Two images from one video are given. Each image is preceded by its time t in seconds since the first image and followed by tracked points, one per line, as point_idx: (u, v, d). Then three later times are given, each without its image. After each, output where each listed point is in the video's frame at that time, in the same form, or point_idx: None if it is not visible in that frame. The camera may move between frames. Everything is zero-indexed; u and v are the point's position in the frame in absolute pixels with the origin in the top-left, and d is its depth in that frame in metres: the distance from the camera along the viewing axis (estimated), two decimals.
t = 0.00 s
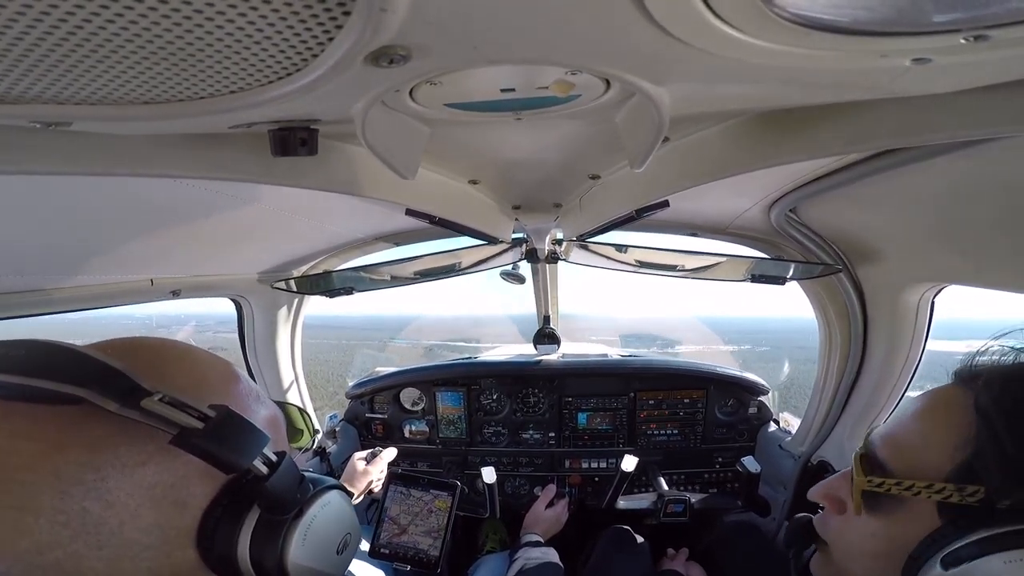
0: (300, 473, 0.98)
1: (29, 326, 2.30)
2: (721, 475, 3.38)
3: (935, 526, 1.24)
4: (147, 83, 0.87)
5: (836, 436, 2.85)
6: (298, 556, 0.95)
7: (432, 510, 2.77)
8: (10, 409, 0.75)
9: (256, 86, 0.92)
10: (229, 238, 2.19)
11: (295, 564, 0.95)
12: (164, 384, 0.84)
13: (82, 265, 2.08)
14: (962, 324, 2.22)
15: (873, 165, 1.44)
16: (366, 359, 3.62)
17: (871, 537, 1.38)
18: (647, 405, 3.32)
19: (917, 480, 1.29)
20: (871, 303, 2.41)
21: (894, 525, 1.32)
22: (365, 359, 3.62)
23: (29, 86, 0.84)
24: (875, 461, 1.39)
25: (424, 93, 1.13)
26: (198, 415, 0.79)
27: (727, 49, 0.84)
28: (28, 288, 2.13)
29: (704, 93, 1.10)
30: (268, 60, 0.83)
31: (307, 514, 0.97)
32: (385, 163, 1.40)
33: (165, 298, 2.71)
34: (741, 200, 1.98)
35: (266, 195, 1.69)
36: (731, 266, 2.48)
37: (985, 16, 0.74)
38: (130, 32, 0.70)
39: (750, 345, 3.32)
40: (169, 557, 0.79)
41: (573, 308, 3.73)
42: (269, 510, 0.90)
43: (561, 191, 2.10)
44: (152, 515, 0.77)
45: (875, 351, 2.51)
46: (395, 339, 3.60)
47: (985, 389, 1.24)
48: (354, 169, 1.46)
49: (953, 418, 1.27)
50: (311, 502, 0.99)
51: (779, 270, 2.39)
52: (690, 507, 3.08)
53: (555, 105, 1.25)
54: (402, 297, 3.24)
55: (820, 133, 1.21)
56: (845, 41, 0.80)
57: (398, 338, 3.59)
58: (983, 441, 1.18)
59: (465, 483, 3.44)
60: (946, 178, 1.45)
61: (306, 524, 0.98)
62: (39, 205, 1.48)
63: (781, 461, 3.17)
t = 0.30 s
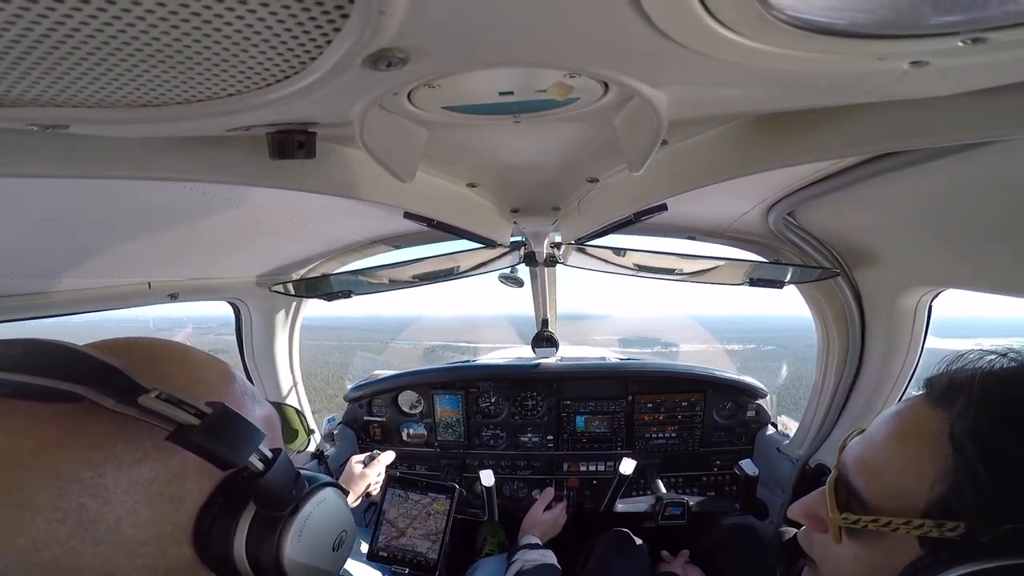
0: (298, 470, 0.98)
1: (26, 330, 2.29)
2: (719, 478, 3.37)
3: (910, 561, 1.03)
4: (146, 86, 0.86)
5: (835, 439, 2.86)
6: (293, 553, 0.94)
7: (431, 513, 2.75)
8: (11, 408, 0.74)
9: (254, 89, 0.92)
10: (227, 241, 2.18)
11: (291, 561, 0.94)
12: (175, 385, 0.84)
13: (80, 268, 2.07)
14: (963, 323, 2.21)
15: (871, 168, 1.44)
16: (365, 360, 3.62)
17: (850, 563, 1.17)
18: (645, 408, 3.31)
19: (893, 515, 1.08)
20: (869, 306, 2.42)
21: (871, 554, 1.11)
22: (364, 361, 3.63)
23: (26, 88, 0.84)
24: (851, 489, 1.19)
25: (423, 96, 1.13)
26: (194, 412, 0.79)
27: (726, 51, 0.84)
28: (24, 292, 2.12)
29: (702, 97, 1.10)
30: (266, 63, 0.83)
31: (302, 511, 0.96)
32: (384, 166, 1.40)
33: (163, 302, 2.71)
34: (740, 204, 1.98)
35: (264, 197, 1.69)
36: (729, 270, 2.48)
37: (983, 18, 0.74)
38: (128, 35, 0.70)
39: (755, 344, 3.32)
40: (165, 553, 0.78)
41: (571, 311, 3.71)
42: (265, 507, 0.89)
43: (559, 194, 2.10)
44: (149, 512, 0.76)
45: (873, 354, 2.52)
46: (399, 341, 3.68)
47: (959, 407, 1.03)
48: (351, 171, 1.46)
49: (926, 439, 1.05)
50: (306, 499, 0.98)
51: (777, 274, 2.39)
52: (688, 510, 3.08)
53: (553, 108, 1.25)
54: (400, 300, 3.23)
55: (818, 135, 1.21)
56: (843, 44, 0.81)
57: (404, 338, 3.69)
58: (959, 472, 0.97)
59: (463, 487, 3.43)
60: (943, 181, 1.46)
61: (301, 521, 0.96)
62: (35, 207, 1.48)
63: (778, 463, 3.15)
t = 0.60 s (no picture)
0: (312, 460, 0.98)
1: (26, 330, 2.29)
2: (719, 478, 3.37)
3: (892, 565, 1.08)
4: (146, 86, 0.87)
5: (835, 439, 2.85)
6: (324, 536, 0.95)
7: (431, 513, 2.76)
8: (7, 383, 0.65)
9: (254, 89, 0.92)
10: (228, 241, 2.18)
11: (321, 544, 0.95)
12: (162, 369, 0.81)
13: (80, 268, 2.08)
14: (966, 321, 2.20)
15: (872, 168, 1.44)
16: (365, 361, 3.62)
17: (841, 564, 1.20)
18: (645, 408, 3.31)
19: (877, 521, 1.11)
20: (870, 306, 2.41)
21: (857, 558, 1.15)
22: (364, 362, 3.64)
23: (26, 90, 0.84)
24: (836, 496, 1.23)
25: (423, 97, 1.13)
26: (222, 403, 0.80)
27: (726, 52, 0.84)
28: (25, 293, 2.12)
29: (702, 97, 1.10)
30: (266, 63, 0.83)
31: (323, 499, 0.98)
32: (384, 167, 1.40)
33: (164, 302, 2.71)
34: (740, 204, 1.98)
35: (265, 197, 1.69)
36: (730, 270, 2.48)
37: (982, 19, 0.74)
38: (128, 35, 0.70)
39: (760, 344, 3.27)
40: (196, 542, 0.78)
41: (571, 311, 3.71)
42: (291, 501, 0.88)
43: (559, 195, 2.11)
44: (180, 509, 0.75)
45: (874, 354, 2.51)
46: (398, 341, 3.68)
47: (934, 416, 1.06)
48: (352, 173, 1.46)
49: (903, 447, 1.10)
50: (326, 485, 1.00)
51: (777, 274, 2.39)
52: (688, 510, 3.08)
53: (553, 109, 1.24)
54: (400, 301, 3.23)
55: (818, 136, 1.22)
56: (843, 45, 0.80)
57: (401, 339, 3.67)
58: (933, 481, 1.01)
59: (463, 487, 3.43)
60: (944, 182, 1.45)
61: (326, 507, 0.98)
62: (36, 208, 1.48)
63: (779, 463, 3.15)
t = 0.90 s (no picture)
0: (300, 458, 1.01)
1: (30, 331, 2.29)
2: (721, 477, 3.37)
3: None
4: (148, 86, 0.87)
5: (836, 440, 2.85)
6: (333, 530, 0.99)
7: (432, 513, 2.76)
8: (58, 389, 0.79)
9: (256, 89, 0.92)
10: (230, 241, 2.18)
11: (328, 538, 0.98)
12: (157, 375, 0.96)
13: (84, 268, 2.08)
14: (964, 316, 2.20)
15: (873, 168, 1.44)
16: (366, 360, 3.62)
17: None
18: (647, 408, 3.31)
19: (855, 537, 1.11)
20: (872, 307, 2.41)
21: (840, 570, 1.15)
22: (365, 362, 3.63)
23: (29, 89, 0.84)
24: (817, 509, 1.22)
25: (424, 97, 1.13)
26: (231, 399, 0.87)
27: (728, 52, 0.84)
28: (29, 294, 2.13)
29: (703, 97, 1.10)
30: (269, 63, 0.83)
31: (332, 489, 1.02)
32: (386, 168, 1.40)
33: (167, 302, 2.71)
34: (742, 204, 1.98)
35: (267, 197, 1.69)
36: (732, 270, 2.48)
37: (985, 19, 0.74)
38: (131, 35, 0.70)
39: (767, 341, 3.20)
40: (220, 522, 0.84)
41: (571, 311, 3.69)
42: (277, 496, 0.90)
43: (560, 195, 2.11)
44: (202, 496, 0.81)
45: (876, 354, 2.51)
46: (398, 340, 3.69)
47: (911, 431, 1.01)
48: (354, 174, 1.47)
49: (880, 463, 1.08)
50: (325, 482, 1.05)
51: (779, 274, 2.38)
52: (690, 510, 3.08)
53: (555, 109, 1.24)
54: (402, 300, 3.23)
55: (820, 135, 1.21)
56: (846, 45, 0.80)
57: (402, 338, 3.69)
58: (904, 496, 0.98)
59: (465, 486, 3.44)
60: (946, 182, 1.45)
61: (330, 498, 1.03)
62: (39, 208, 1.49)
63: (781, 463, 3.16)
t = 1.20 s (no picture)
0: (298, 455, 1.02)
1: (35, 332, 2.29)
2: (723, 479, 3.37)
3: None
4: (151, 86, 0.87)
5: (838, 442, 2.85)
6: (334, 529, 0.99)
7: (435, 514, 2.76)
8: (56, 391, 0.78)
9: (259, 90, 0.92)
10: (233, 242, 2.18)
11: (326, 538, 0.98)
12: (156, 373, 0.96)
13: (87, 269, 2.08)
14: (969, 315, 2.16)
15: (877, 168, 1.43)
16: (368, 361, 3.61)
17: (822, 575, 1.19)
18: (650, 409, 3.31)
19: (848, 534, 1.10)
20: (876, 307, 2.41)
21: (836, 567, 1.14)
22: (366, 363, 3.62)
23: (33, 90, 0.84)
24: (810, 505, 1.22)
25: (426, 97, 1.13)
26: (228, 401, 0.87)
27: (730, 52, 0.84)
28: (33, 295, 2.13)
29: (706, 97, 1.10)
30: (272, 63, 0.83)
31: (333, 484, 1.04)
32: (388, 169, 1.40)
33: (170, 303, 2.72)
34: (744, 205, 1.98)
35: (270, 198, 1.70)
36: (735, 271, 2.47)
37: (989, 19, 0.74)
38: (134, 35, 0.70)
39: (769, 340, 3.22)
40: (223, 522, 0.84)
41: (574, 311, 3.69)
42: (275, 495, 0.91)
43: (563, 195, 2.11)
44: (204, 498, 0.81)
45: (879, 355, 2.50)
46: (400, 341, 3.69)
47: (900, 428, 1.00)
48: (356, 175, 1.47)
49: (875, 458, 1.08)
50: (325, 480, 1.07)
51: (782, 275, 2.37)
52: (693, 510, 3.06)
53: (556, 109, 1.24)
54: (404, 301, 3.23)
55: (823, 136, 1.21)
56: (849, 45, 0.80)
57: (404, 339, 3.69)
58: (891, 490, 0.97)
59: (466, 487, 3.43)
60: (949, 182, 1.45)
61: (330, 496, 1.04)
62: (44, 210, 1.49)
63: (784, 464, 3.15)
